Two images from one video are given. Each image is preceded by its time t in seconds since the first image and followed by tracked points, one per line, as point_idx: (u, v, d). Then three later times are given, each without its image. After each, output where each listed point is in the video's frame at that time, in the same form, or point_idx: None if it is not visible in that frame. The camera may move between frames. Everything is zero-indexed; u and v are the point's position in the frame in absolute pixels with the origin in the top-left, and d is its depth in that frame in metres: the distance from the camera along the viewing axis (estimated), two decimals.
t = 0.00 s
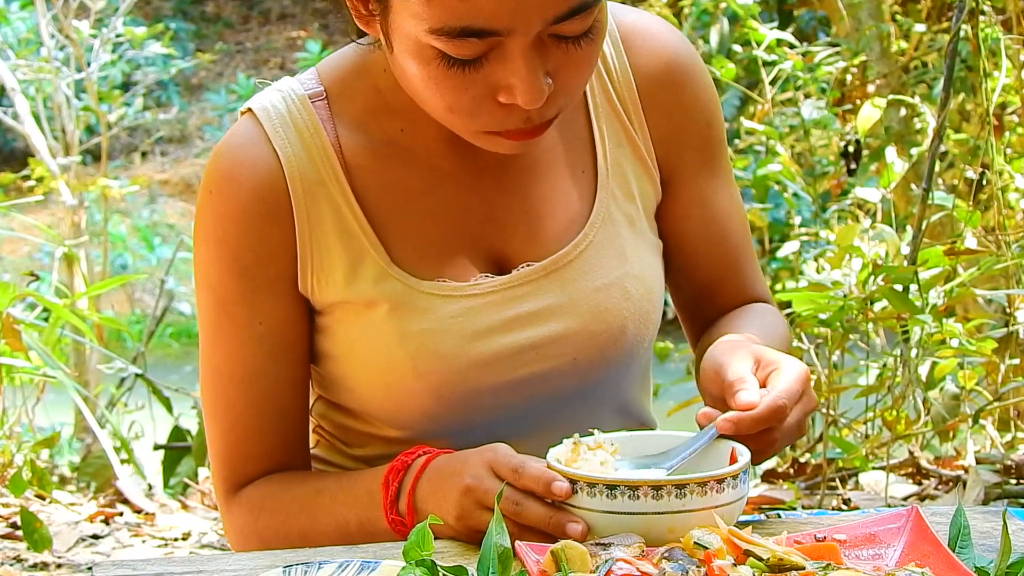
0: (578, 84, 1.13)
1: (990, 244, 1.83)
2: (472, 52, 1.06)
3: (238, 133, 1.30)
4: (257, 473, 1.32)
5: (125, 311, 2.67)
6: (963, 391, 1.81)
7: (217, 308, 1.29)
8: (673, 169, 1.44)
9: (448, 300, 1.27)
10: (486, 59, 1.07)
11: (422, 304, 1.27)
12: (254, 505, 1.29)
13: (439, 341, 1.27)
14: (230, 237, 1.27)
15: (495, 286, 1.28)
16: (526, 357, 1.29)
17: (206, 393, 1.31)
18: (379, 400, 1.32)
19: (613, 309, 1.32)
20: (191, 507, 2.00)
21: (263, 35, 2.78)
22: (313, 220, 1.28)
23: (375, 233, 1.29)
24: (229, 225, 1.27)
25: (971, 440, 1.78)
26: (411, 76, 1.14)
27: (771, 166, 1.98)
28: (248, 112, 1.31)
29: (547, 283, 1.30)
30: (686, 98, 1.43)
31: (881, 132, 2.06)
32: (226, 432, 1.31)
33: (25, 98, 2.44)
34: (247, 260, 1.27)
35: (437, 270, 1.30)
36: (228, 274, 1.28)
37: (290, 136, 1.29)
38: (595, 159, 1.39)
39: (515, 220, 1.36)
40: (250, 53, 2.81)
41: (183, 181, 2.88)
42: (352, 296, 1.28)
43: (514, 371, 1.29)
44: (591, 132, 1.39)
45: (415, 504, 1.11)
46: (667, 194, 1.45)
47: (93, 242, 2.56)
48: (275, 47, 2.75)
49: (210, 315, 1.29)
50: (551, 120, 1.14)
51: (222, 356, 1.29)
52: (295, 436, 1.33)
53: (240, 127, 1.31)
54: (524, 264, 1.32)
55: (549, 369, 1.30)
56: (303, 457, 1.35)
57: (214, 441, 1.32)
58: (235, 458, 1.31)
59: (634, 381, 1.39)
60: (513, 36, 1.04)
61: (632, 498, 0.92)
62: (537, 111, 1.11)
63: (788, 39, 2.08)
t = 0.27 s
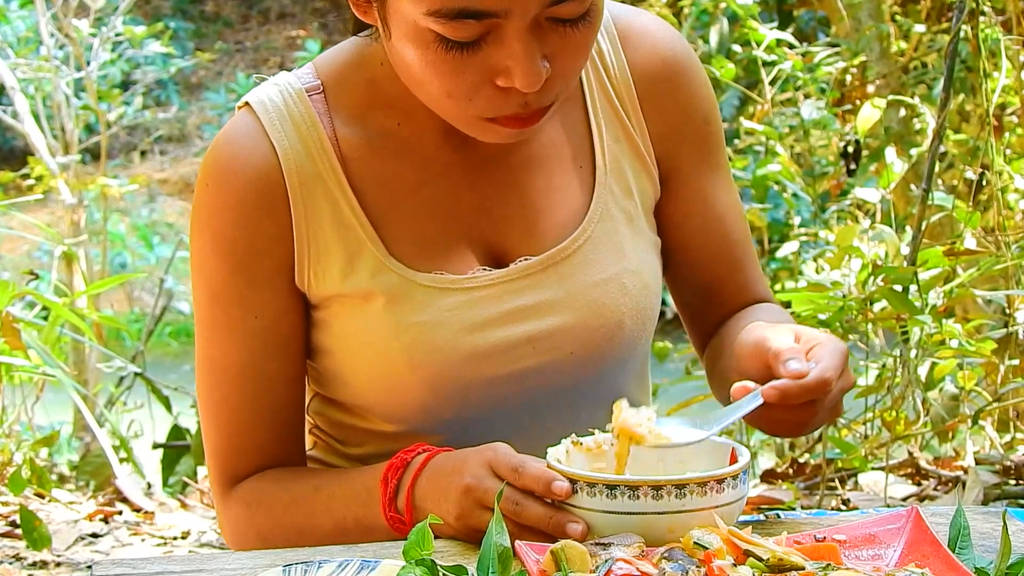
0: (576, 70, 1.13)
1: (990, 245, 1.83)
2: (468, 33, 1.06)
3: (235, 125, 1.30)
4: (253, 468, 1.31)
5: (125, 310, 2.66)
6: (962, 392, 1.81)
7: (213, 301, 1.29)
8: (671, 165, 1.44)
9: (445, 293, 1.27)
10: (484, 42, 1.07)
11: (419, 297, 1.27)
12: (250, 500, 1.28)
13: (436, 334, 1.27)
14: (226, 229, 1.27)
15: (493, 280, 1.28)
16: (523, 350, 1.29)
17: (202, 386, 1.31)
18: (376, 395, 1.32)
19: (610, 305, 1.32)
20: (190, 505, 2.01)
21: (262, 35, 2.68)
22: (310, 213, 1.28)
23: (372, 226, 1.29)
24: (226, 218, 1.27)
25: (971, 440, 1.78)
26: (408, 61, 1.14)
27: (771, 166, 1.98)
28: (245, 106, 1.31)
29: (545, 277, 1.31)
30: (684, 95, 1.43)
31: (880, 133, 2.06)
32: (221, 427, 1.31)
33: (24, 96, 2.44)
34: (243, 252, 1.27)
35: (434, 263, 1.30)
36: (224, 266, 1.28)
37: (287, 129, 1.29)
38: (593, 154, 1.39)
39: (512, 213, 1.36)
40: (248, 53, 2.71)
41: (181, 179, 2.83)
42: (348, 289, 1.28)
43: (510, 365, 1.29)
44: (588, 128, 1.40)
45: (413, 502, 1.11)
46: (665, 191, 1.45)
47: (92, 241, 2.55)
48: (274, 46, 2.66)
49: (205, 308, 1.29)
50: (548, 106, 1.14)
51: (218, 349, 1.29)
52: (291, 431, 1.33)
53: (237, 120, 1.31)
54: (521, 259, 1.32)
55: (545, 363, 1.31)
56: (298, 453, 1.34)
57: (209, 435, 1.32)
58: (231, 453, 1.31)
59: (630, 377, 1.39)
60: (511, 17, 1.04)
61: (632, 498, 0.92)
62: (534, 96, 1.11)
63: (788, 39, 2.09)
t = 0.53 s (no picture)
0: (584, 56, 1.12)
1: (987, 244, 1.83)
2: (477, 16, 1.06)
3: (240, 119, 1.30)
4: (251, 463, 1.31)
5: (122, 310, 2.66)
6: (960, 391, 1.82)
7: (216, 294, 1.29)
8: (675, 165, 1.44)
9: (447, 289, 1.27)
10: (493, 25, 1.07)
11: (421, 293, 1.27)
12: (246, 496, 1.28)
13: (437, 330, 1.27)
14: (229, 223, 1.28)
15: (496, 277, 1.28)
16: (524, 348, 1.29)
17: (203, 380, 1.31)
18: (375, 391, 1.32)
19: (612, 304, 1.32)
20: (188, 505, 2.01)
21: (261, 35, 2.67)
22: (313, 207, 1.28)
23: (376, 221, 1.29)
24: (229, 211, 1.27)
25: (968, 439, 1.78)
26: (416, 43, 1.14)
27: (768, 165, 1.98)
28: (251, 100, 1.32)
29: (547, 276, 1.30)
30: (688, 96, 1.43)
31: (877, 132, 2.05)
32: (221, 422, 1.31)
33: (22, 96, 2.44)
34: (246, 246, 1.27)
35: (437, 258, 1.30)
36: (227, 260, 1.28)
37: (292, 123, 1.30)
38: (596, 150, 1.39)
39: (515, 210, 1.36)
40: (245, 53, 2.71)
41: (179, 180, 2.83)
42: (350, 283, 1.28)
43: (511, 363, 1.29)
44: (592, 126, 1.40)
45: (408, 499, 1.11)
46: (670, 191, 1.45)
47: (90, 241, 2.55)
48: (273, 46, 2.64)
49: (208, 301, 1.29)
50: (556, 92, 1.14)
51: (220, 343, 1.29)
52: (290, 428, 1.33)
53: (242, 114, 1.31)
54: (524, 257, 1.32)
55: (546, 361, 1.30)
56: (297, 449, 1.34)
57: (210, 429, 1.32)
58: (230, 448, 1.31)
59: (631, 376, 1.39)
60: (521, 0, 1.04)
61: (630, 497, 0.92)
62: (542, 80, 1.11)
63: (784, 39, 2.09)
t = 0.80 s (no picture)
0: (586, 57, 1.13)
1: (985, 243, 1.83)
2: (483, 13, 1.06)
3: (243, 118, 1.30)
4: (252, 462, 1.31)
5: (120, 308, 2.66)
6: (958, 389, 1.82)
7: (217, 292, 1.28)
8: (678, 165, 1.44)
9: (448, 290, 1.27)
10: (497, 23, 1.07)
11: (422, 294, 1.27)
12: (246, 495, 1.28)
13: (438, 331, 1.27)
14: (231, 222, 1.27)
15: (497, 279, 1.28)
16: (524, 351, 1.29)
17: (204, 378, 1.31)
18: (375, 390, 1.32)
19: (612, 307, 1.32)
20: (186, 503, 2.01)
21: (258, 32, 2.71)
22: (316, 207, 1.28)
23: (378, 222, 1.29)
24: (231, 209, 1.27)
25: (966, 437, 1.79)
26: (419, 40, 1.14)
27: (766, 163, 1.98)
28: (254, 99, 1.32)
29: (548, 278, 1.31)
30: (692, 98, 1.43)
31: (874, 131, 2.03)
32: (221, 419, 1.30)
33: (19, 94, 2.43)
34: (248, 245, 1.27)
35: (439, 260, 1.30)
36: (229, 258, 1.28)
37: (294, 123, 1.30)
38: (597, 151, 1.39)
39: (516, 212, 1.36)
40: (244, 50, 2.74)
41: (177, 177, 2.82)
42: (351, 284, 1.28)
43: (510, 365, 1.29)
44: (593, 127, 1.40)
45: (407, 498, 1.11)
46: (675, 192, 1.45)
47: (87, 238, 2.55)
48: (270, 43, 2.69)
49: (209, 298, 1.29)
50: (557, 92, 1.14)
51: (221, 341, 1.29)
52: (291, 426, 1.33)
53: (245, 113, 1.31)
54: (525, 259, 1.33)
55: (546, 364, 1.30)
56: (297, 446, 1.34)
57: (210, 427, 1.31)
58: (230, 445, 1.31)
59: (630, 379, 1.39)
60: None
61: (628, 496, 0.92)
62: (544, 81, 1.11)
63: (783, 37, 2.09)
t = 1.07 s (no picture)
0: (586, 60, 1.12)
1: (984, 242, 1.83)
2: (482, 17, 1.05)
3: (241, 125, 1.30)
4: (249, 467, 1.31)
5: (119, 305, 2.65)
6: (957, 388, 1.82)
7: (215, 299, 1.28)
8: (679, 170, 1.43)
9: (446, 301, 1.27)
10: (495, 27, 1.06)
11: (420, 304, 1.27)
12: (244, 499, 1.28)
13: (435, 342, 1.27)
14: (229, 229, 1.27)
15: (494, 289, 1.28)
16: (521, 362, 1.29)
17: (202, 384, 1.31)
18: (374, 398, 1.32)
19: (610, 317, 1.32)
20: (185, 500, 2.01)
21: (258, 30, 2.70)
22: (313, 216, 1.28)
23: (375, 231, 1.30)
24: (229, 217, 1.27)
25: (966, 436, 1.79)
26: (418, 45, 1.13)
27: (766, 162, 1.98)
28: (251, 105, 1.31)
29: (545, 289, 1.30)
30: (691, 103, 1.42)
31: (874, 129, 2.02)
32: (218, 424, 1.30)
33: (19, 91, 2.43)
34: (246, 252, 1.27)
35: (436, 269, 1.30)
36: (227, 265, 1.28)
37: (292, 130, 1.30)
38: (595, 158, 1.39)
39: (515, 220, 1.36)
40: (244, 47, 2.74)
41: (177, 174, 2.82)
42: (349, 293, 1.28)
43: (508, 375, 1.29)
44: (592, 135, 1.39)
45: (405, 497, 1.11)
46: (679, 196, 1.44)
47: (87, 235, 2.55)
48: (270, 41, 2.69)
49: (208, 305, 1.29)
50: (556, 97, 1.13)
51: (219, 347, 1.29)
52: (289, 431, 1.33)
53: (243, 120, 1.31)
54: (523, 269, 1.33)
55: (543, 374, 1.31)
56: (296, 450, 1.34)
57: (208, 431, 1.31)
58: (227, 450, 1.30)
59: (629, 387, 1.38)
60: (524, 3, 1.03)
61: (627, 494, 0.92)
62: (542, 86, 1.10)
63: (782, 35, 2.09)
